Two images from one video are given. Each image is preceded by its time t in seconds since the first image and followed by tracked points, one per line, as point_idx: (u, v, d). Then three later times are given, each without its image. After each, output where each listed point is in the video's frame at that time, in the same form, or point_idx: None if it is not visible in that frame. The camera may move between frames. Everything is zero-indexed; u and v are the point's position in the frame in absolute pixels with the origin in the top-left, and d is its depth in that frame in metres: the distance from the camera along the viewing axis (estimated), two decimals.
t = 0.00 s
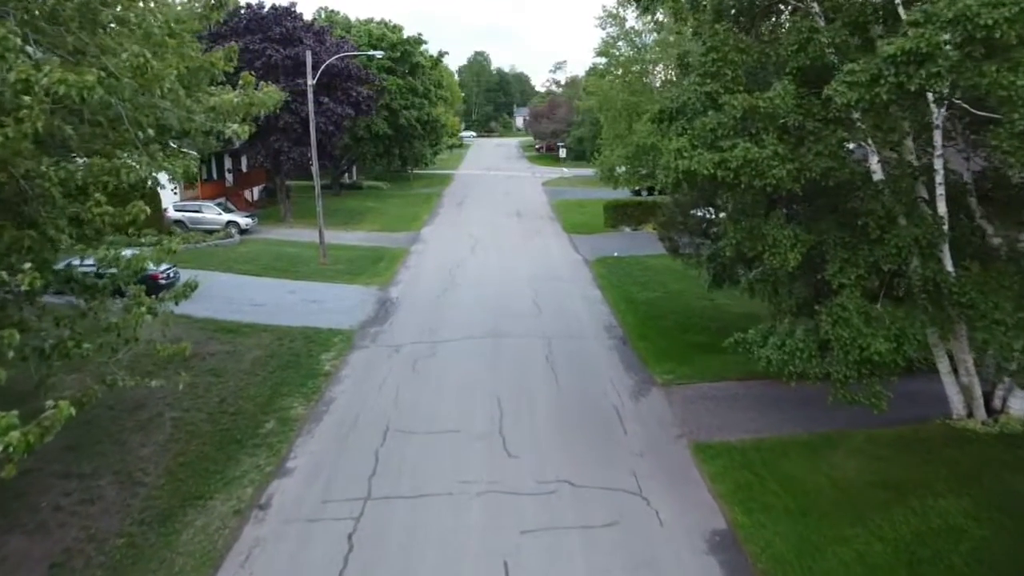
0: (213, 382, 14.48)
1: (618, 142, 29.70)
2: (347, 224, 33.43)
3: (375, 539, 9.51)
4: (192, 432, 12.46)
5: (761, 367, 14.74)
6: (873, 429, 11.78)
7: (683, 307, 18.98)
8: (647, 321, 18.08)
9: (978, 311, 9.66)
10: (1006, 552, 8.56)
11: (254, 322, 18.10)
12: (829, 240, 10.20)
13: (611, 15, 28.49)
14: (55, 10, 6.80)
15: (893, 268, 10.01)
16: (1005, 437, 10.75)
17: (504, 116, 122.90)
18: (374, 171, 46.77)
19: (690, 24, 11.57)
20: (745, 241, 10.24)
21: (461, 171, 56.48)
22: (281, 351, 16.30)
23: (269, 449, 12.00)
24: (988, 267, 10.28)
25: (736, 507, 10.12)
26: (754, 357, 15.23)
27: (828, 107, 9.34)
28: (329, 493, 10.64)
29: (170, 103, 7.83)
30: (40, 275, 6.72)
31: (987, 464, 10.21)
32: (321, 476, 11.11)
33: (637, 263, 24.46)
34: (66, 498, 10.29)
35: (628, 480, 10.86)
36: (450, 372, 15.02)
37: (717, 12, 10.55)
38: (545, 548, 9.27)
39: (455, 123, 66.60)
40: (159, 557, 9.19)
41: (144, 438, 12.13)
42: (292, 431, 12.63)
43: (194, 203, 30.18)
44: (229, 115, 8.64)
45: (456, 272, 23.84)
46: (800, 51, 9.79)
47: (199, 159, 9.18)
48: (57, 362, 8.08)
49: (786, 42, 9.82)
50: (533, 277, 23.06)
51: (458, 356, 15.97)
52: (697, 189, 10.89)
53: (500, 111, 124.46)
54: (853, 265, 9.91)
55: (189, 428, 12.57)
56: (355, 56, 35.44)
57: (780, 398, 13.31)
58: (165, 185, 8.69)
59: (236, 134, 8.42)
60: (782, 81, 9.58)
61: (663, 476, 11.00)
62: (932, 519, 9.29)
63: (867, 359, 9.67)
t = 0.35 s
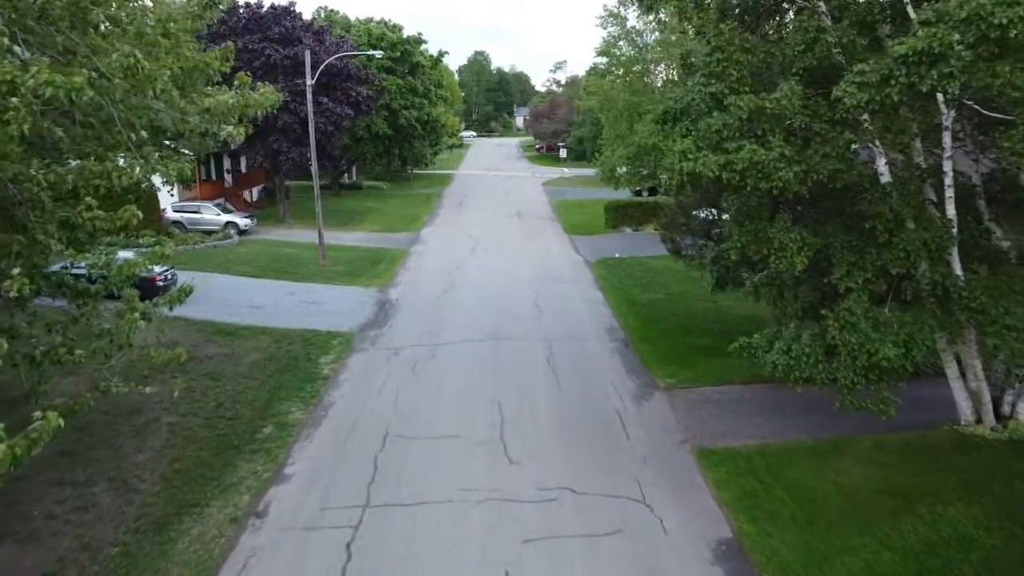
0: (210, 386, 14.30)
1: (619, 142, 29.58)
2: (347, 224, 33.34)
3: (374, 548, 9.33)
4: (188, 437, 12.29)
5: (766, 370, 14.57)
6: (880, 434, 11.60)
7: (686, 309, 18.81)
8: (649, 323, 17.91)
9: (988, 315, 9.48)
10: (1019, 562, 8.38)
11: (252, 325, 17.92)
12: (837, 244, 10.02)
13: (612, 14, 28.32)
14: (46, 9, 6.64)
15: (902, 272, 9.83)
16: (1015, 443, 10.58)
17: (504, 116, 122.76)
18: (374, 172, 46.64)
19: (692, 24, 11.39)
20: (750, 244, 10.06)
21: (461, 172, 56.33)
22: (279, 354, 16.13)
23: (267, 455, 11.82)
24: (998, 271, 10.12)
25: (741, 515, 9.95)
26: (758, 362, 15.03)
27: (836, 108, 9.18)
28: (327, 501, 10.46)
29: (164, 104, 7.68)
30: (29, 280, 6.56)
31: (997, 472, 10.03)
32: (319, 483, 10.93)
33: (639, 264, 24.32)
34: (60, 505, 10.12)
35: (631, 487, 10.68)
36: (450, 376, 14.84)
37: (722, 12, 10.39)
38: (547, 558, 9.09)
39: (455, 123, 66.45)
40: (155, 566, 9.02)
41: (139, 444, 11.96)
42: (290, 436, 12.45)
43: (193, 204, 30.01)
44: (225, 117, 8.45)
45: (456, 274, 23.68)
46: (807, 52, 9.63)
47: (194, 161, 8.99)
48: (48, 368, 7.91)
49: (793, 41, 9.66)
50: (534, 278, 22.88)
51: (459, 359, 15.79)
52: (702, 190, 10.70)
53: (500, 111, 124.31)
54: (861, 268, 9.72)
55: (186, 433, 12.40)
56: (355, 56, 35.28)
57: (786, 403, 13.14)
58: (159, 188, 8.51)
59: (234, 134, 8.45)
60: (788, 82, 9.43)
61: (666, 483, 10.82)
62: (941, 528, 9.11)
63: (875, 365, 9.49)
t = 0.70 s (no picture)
0: (209, 390, 14.15)
1: (619, 142, 29.47)
2: (347, 224, 33.33)
3: (374, 556, 9.18)
4: (186, 442, 12.14)
5: (770, 374, 14.42)
6: (886, 440, 11.44)
7: (688, 312, 18.66)
8: (652, 326, 17.76)
9: (997, 319, 9.33)
10: None
11: (251, 327, 17.77)
12: (844, 247, 9.84)
13: (612, 14, 28.15)
14: (36, 9, 6.49)
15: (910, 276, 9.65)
16: None
17: (504, 116, 122.64)
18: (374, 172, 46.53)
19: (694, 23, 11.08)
20: (756, 247, 9.91)
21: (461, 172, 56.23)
22: (278, 357, 15.98)
23: (265, 460, 11.66)
24: (1007, 274, 9.96)
25: (746, 522, 9.80)
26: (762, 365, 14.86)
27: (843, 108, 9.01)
28: (326, 507, 10.31)
29: (159, 105, 7.53)
30: (20, 286, 6.42)
31: (1006, 480, 9.88)
32: (318, 489, 10.78)
33: (639, 265, 24.22)
34: (54, 512, 9.98)
35: (635, 494, 10.52)
36: (451, 379, 14.70)
37: (726, 12, 10.23)
38: (549, 566, 8.95)
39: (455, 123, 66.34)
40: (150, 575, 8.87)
41: (136, 449, 11.81)
42: (288, 441, 12.29)
43: (192, 205, 29.85)
44: (222, 118, 8.30)
45: (457, 275, 23.54)
46: (813, 51, 9.47)
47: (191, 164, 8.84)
48: (41, 374, 7.77)
49: (799, 40, 9.50)
50: (535, 280, 22.73)
51: (460, 362, 15.65)
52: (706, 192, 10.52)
53: (501, 111, 124.27)
54: (868, 272, 9.56)
55: (184, 437, 12.25)
56: (354, 56, 35.12)
57: (790, 407, 12.99)
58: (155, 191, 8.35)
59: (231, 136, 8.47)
60: (794, 82, 9.28)
61: (670, 490, 10.67)
62: (950, 536, 8.96)
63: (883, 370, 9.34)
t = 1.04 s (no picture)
0: (207, 394, 14.02)
1: (620, 143, 29.36)
2: (348, 224, 33.33)
3: (374, 564, 9.05)
4: (184, 447, 12.01)
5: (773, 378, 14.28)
6: (892, 445, 11.31)
7: (691, 314, 18.53)
8: (654, 328, 17.62)
9: (1005, 324, 9.19)
10: None
11: (250, 329, 17.64)
12: (850, 251, 9.72)
13: (614, 14, 28.01)
14: (30, 10, 6.35)
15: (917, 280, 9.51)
16: None
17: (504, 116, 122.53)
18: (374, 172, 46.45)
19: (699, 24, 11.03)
20: (761, 250, 9.78)
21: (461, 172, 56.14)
22: (277, 360, 15.85)
23: (263, 465, 11.53)
24: (1014, 278, 9.83)
25: (751, 529, 9.66)
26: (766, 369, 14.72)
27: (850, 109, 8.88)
28: (325, 514, 10.18)
29: (155, 107, 7.41)
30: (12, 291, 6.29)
31: (1014, 487, 9.76)
32: (317, 495, 10.66)
33: (640, 266, 24.19)
34: (50, 520, 9.84)
35: (638, 500, 10.39)
36: (451, 383, 14.57)
37: (730, 12, 10.15)
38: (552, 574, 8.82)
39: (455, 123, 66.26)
40: None
41: (133, 454, 11.67)
42: (287, 446, 12.16)
43: (191, 206, 29.67)
44: (220, 121, 8.17)
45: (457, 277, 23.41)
46: (819, 52, 9.36)
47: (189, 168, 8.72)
48: (35, 381, 7.64)
49: (805, 40, 9.38)
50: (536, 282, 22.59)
51: (461, 365, 15.52)
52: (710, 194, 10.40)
53: (501, 111, 124.07)
54: (875, 276, 9.43)
55: (182, 442, 12.12)
56: (354, 57, 34.96)
57: (794, 412, 12.86)
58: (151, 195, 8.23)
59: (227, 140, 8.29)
60: (800, 83, 9.17)
61: (673, 496, 10.53)
62: (957, 544, 8.84)
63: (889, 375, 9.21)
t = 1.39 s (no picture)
0: (207, 394, 13.98)
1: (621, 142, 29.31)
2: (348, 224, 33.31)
3: (375, 566, 9.00)
4: (184, 448, 11.97)
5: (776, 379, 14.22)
6: (895, 447, 11.25)
7: (692, 314, 18.47)
8: (655, 329, 17.56)
9: (1010, 325, 9.13)
10: None
11: (251, 330, 17.60)
12: (853, 251, 9.66)
13: (615, 14, 27.94)
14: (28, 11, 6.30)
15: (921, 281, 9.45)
16: None
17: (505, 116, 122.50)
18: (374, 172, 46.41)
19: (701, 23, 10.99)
20: (764, 251, 9.72)
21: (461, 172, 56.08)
22: (277, 360, 15.80)
23: (263, 467, 11.48)
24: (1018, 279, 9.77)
25: (754, 531, 9.61)
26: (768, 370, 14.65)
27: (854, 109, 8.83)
28: (326, 516, 10.13)
29: (154, 107, 7.36)
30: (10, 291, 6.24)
31: (1019, 489, 9.69)
32: (318, 497, 10.61)
33: (640, 266, 24.15)
34: (50, 521, 9.80)
35: (640, 502, 10.33)
36: (452, 383, 14.51)
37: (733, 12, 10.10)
38: None
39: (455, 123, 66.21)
40: None
41: (133, 455, 11.63)
42: (288, 447, 12.11)
43: (191, 206, 29.62)
44: (219, 121, 8.11)
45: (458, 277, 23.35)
46: (823, 52, 9.30)
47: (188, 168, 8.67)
48: (34, 382, 7.59)
49: (808, 40, 9.33)
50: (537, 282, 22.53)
51: (461, 365, 15.47)
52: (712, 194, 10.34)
53: (501, 111, 124.04)
54: (879, 276, 9.37)
55: (182, 443, 12.07)
56: (355, 57, 34.89)
57: (797, 412, 12.80)
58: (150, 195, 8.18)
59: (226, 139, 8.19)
60: (803, 83, 9.11)
61: (675, 498, 10.47)
62: (961, 546, 8.78)
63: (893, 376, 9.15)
